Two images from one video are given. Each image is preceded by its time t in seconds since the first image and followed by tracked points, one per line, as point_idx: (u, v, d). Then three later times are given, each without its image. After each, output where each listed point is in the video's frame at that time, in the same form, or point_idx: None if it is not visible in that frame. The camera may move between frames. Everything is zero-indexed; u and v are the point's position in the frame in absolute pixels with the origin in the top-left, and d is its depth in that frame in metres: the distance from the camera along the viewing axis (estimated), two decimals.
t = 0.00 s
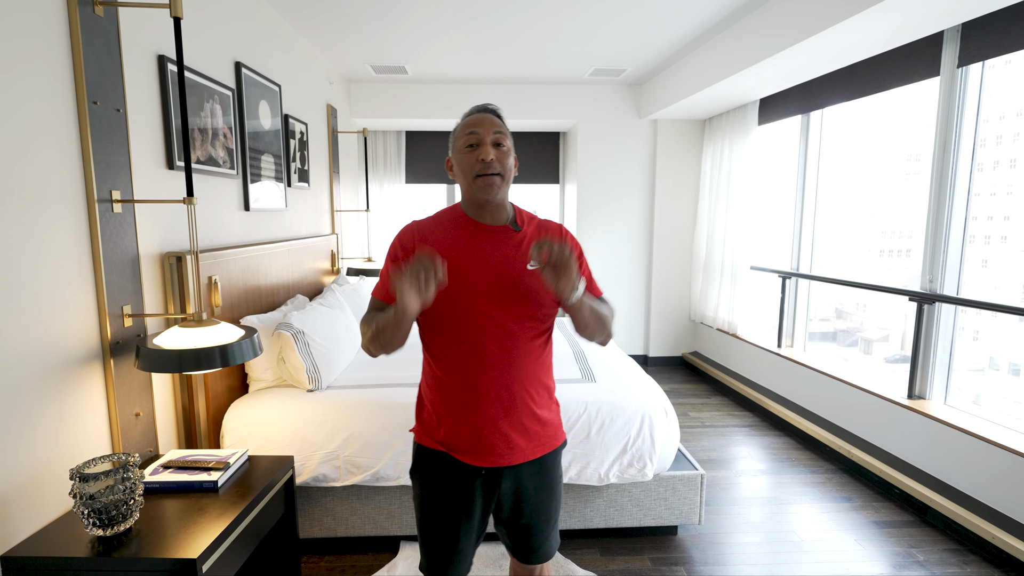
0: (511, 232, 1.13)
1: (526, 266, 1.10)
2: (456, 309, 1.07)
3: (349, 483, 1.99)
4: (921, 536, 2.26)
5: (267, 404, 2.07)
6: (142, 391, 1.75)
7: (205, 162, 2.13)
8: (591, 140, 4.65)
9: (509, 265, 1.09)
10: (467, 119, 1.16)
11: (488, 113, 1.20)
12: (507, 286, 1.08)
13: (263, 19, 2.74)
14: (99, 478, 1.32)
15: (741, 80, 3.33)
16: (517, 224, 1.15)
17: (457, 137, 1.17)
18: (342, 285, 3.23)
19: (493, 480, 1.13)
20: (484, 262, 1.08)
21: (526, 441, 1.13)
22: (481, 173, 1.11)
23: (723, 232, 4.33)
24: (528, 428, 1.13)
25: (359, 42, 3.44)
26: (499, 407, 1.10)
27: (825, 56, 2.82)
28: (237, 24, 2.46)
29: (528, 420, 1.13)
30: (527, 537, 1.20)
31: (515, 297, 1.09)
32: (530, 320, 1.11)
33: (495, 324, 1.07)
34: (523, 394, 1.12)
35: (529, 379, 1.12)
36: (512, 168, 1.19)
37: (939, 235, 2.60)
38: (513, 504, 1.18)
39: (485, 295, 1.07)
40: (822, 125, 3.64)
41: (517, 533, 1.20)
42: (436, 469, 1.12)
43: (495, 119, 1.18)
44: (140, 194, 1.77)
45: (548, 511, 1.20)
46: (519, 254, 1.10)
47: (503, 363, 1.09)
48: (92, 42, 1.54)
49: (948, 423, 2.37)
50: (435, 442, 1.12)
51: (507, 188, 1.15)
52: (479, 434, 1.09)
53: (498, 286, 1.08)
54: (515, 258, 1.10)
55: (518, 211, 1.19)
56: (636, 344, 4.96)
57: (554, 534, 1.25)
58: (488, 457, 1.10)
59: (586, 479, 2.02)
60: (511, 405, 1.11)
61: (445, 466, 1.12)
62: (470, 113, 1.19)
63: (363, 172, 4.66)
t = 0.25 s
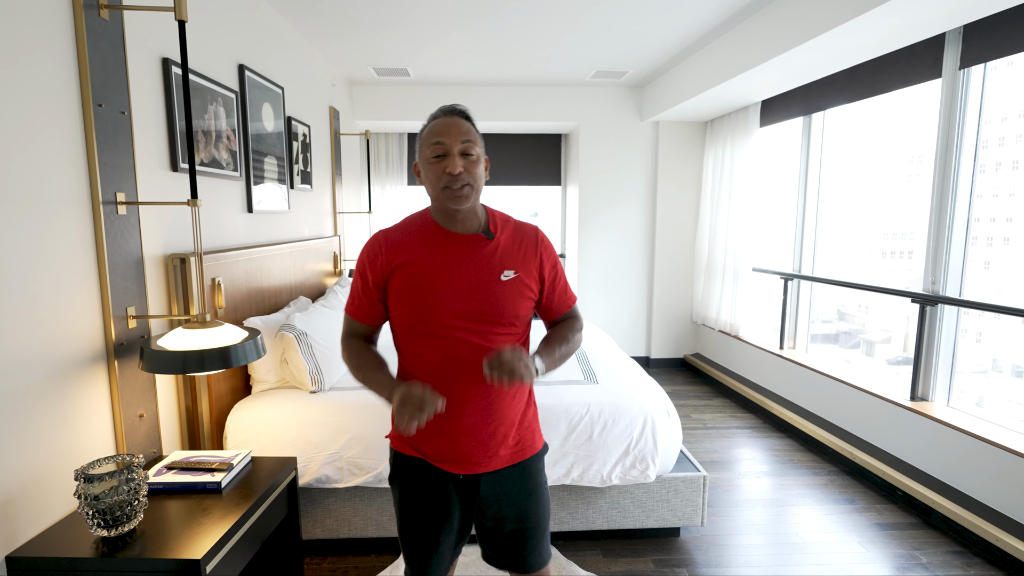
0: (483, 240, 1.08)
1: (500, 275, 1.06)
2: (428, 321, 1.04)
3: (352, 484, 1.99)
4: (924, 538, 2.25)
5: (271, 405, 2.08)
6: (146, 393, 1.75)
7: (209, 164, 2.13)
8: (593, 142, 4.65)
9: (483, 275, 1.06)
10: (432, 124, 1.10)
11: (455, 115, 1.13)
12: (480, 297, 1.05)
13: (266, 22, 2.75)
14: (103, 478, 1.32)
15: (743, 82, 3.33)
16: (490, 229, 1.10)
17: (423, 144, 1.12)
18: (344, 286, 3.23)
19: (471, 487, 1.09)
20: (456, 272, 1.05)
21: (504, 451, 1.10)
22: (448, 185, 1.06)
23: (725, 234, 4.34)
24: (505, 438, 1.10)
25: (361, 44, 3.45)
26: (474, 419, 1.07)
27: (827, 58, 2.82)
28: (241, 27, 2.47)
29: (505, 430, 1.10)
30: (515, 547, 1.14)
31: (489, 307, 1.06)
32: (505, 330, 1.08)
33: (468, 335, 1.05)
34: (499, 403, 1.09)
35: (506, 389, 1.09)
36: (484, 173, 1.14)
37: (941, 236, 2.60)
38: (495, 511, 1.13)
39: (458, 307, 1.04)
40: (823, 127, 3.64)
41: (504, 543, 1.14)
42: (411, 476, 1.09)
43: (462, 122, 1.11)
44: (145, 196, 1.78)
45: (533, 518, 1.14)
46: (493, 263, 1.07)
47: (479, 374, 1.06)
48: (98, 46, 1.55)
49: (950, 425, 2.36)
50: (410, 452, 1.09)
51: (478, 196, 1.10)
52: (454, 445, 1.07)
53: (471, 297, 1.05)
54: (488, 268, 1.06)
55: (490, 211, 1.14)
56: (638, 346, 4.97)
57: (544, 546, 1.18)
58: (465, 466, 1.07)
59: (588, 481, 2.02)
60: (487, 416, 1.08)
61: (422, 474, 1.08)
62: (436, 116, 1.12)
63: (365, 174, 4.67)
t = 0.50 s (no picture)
0: (469, 246, 1.07)
1: (488, 281, 1.06)
2: (416, 329, 1.03)
3: (356, 486, 1.99)
4: (928, 540, 2.25)
5: (275, 407, 2.09)
6: (150, 394, 1.76)
7: (212, 166, 2.14)
8: (595, 144, 4.66)
9: (471, 282, 1.05)
10: (409, 129, 1.08)
11: (431, 118, 1.11)
12: (467, 304, 1.05)
13: (269, 25, 2.77)
14: (108, 480, 1.33)
15: (745, 84, 3.34)
16: (475, 233, 1.09)
17: (401, 149, 1.09)
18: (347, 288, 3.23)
19: (468, 487, 1.09)
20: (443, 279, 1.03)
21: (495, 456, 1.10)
22: (428, 190, 1.04)
23: (727, 235, 4.34)
24: (495, 441, 1.10)
25: (364, 47, 3.47)
26: (463, 424, 1.07)
27: (828, 60, 2.82)
28: (245, 30, 2.48)
29: (495, 434, 1.10)
30: (515, 545, 1.13)
31: (477, 314, 1.05)
32: (493, 336, 1.08)
33: (457, 341, 1.04)
34: (489, 407, 1.09)
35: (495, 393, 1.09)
36: (464, 176, 1.12)
37: (943, 238, 2.61)
38: (494, 509, 1.13)
39: (447, 315, 1.03)
40: (825, 129, 3.65)
41: (504, 541, 1.13)
42: (408, 479, 1.08)
43: (440, 125, 1.09)
44: (149, 199, 1.79)
45: (532, 514, 1.14)
46: (481, 270, 1.06)
47: (470, 380, 1.06)
48: (103, 49, 1.56)
49: (954, 427, 2.36)
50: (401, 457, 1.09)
51: (460, 200, 1.08)
52: (444, 450, 1.07)
53: (460, 304, 1.04)
54: (475, 274, 1.06)
55: (473, 214, 1.12)
56: (640, 348, 4.96)
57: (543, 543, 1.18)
58: (459, 467, 1.08)
59: (591, 483, 2.01)
60: (476, 422, 1.08)
61: (418, 478, 1.09)
62: (413, 120, 1.10)
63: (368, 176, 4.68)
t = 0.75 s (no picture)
0: (468, 250, 1.08)
1: (487, 285, 1.07)
2: (415, 333, 1.04)
3: (360, 489, 2.00)
4: (934, 544, 2.24)
5: (280, 410, 2.09)
6: (156, 397, 1.77)
7: (218, 171, 2.16)
8: (598, 147, 4.66)
9: (470, 286, 1.06)
10: (409, 134, 1.09)
11: (432, 124, 1.12)
12: (466, 307, 1.05)
13: (274, 30, 2.79)
14: (115, 483, 1.32)
15: (748, 87, 3.34)
16: (475, 238, 1.10)
17: (402, 153, 1.11)
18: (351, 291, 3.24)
19: (467, 494, 1.09)
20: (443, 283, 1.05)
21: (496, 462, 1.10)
22: (426, 195, 1.05)
23: (731, 238, 4.33)
24: (496, 447, 1.10)
25: (368, 52, 3.49)
26: (463, 429, 1.07)
27: (832, 63, 2.82)
28: (250, 36, 2.50)
29: (496, 438, 1.10)
30: (511, 552, 1.14)
31: (477, 319, 1.06)
32: (493, 340, 1.08)
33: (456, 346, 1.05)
34: (489, 412, 1.09)
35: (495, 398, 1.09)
36: (464, 181, 1.13)
37: (948, 240, 2.60)
38: (492, 517, 1.12)
39: (446, 318, 1.04)
40: (828, 131, 3.64)
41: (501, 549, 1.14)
42: (407, 485, 1.09)
43: (439, 131, 1.10)
44: (156, 203, 1.81)
45: (529, 521, 1.15)
46: (479, 273, 1.07)
47: (470, 384, 1.06)
48: (110, 55, 1.57)
49: (959, 430, 2.34)
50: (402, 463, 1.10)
51: (459, 205, 1.09)
52: (445, 454, 1.07)
53: (459, 308, 1.05)
54: (473, 277, 1.07)
55: (472, 220, 1.14)
56: (644, 351, 4.96)
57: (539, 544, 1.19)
58: (458, 474, 1.08)
59: (595, 486, 2.02)
60: (476, 426, 1.08)
61: (417, 483, 1.09)
62: (413, 125, 1.12)
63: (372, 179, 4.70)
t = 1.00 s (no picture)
0: (468, 250, 1.09)
1: (487, 284, 1.08)
2: (417, 334, 1.04)
3: (363, 491, 2.00)
4: (938, 548, 2.23)
5: (283, 412, 2.10)
6: (160, 399, 1.78)
7: (222, 174, 2.17)
8: (601, 149, 4.67)
9: (471, 285, 1.07)
10: (408, 135, 1.10)
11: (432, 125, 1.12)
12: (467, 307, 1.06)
13: (278, 34, 2.80)
14: (118, 484, 1.34)
15: (750, 90, 3.34)
16: (474, 238, 1.11)
17: (401, 154, 1.11)
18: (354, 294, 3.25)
19: (468, 498, 1.09)
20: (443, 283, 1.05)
21: (498, 463, 1.10)
22: (422, 196, 1.05)
23: (734, 240, 4.33)
24: (498, 448, 1.10)
25: (371, 55, 3.50)
26: (465, 430, 1.07)
27: (834, 66, 2.82)
28: (254, 39, 2.52)
29: (498, 439, 1.10)
30: (513, 557, 1.14)
31: (478, 318, 1.06)
32: (494, 339, 1.09)
33: (458, 347, 1.05)
34: (490, 413, 1.09)
35: (497, 399, 1.09)
36: (463, 182, 1.14)
37: (952, 242, 2.59)
38: (492, 521, 1.12)
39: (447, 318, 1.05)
40: (831, 133, 3.64)
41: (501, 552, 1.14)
42: (407, 489, 1.09)
43: (439, 133, 1.10)
44: (161, 206, 1.82)
45: (530, 525, 1.14)
46: (480, 273, 1.08)
47: (471, 384, 1.06)
48: (115, 59, 1.58)
49: (964, 433, 2.33)
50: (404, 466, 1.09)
51: (457, 206, 1.09)
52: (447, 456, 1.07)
53: (460, 308, 1.06)
54: (474, 277, 1.07)
55: (470, 221, 1.15)
56: (647, 353, 4.95)
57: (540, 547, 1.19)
58: (460, 477, 1.07)
59: (598, 488, 2.02)
60: (477, 427, 1.08)
61: (417, 488, 1.09)
62: (413, 127, 1.12)
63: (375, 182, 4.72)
